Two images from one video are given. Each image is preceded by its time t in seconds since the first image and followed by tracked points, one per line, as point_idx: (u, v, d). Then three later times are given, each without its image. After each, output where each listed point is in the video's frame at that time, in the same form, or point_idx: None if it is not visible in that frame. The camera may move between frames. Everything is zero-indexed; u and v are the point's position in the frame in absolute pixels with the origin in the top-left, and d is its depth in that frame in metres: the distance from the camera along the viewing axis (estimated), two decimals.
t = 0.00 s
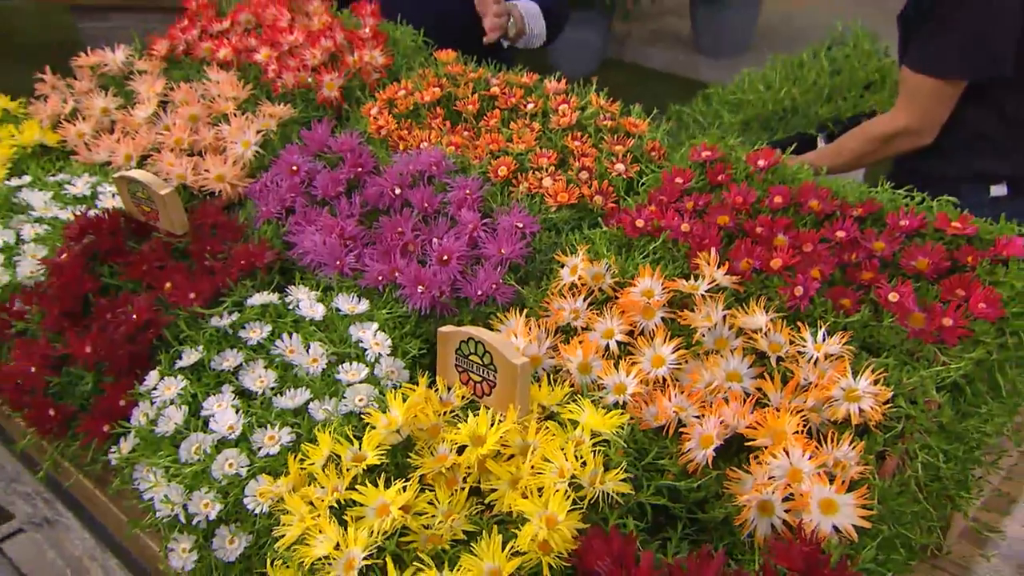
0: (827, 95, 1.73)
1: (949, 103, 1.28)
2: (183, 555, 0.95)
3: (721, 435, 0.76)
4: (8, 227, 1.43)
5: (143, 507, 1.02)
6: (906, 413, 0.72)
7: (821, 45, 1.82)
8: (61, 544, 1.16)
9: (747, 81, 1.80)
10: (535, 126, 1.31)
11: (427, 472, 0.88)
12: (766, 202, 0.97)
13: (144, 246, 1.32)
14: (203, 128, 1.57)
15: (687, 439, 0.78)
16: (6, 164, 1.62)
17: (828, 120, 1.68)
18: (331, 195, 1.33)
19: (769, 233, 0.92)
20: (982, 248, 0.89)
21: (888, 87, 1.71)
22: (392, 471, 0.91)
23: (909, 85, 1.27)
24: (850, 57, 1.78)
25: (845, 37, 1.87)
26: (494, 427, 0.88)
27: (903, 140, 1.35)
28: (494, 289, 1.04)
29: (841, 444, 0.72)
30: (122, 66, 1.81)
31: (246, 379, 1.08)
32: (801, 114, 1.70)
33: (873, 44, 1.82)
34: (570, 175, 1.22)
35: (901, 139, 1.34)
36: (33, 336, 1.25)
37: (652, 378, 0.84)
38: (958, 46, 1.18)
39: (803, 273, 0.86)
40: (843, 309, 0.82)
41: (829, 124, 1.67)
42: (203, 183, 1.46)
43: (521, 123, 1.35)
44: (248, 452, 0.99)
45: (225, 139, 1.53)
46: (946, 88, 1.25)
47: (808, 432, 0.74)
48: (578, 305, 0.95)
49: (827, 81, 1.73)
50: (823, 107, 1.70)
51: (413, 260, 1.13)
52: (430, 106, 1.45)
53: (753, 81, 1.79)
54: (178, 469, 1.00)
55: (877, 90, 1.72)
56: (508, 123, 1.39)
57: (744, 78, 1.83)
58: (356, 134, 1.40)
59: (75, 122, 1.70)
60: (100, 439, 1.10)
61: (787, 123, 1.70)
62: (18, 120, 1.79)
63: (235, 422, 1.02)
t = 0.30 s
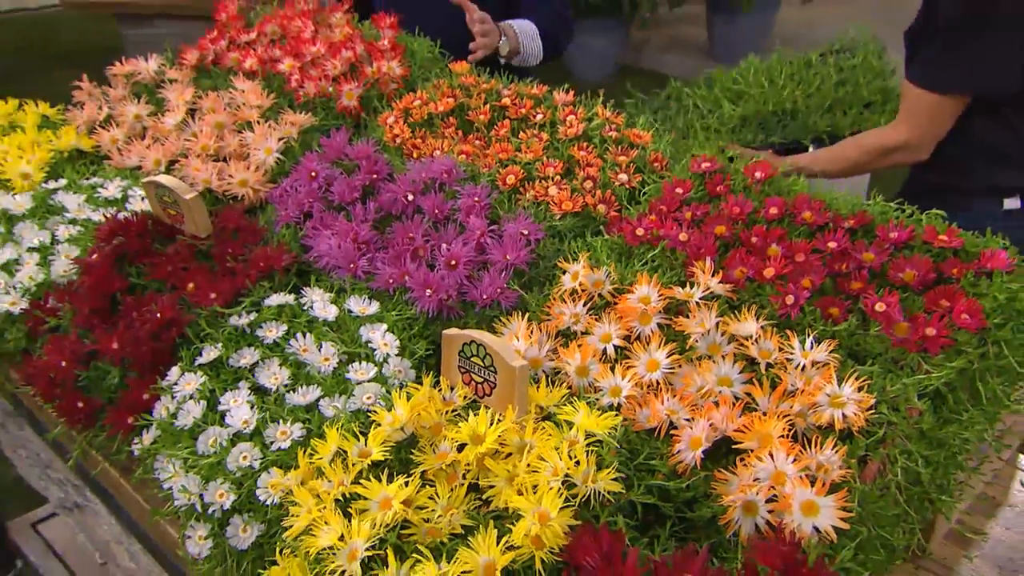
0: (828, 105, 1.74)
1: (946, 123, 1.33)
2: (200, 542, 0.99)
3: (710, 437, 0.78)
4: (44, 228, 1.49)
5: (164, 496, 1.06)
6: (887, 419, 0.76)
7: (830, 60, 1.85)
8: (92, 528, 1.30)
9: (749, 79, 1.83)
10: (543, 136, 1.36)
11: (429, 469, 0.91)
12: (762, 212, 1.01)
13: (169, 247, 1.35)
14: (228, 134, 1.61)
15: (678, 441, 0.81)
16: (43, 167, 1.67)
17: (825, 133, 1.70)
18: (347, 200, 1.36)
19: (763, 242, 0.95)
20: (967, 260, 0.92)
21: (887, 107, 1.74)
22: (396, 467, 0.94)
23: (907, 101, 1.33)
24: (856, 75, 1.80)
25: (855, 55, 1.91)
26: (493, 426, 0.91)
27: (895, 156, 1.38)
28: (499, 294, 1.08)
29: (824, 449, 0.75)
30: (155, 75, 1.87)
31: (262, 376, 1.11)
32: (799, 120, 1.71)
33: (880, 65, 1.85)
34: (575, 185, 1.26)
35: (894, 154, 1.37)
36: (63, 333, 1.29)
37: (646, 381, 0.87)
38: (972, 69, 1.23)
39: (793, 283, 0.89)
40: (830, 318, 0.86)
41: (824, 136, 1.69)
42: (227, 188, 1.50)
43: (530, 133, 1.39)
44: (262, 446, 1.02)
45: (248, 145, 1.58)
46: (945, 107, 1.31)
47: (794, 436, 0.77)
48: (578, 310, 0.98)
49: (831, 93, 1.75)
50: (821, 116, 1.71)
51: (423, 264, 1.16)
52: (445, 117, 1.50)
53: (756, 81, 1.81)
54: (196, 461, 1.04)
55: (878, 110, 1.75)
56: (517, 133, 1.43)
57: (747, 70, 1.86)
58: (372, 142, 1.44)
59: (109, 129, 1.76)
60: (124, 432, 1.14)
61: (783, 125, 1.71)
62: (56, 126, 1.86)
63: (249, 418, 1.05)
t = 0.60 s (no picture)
0: (810, 95, 1.78)
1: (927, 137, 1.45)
2: (215, 528, 1.03)
3: (698, 437, 0.80)
4: (78, 228, 1.55)
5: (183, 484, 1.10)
6: (871, 423, 0.78)
7: (822, 46, 1.86)
8: (118, 513, 1.32)
9: (738, 58, 1.85)
10: (551, 145, 1.40)
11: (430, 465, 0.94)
12: (759, 222, 1.03)
13: (193, 247, 1.40)
14: (252, 140, 1.66)
15: (668, 441, 0.83)
16: (78, 170, 1.74)
17: (798, 126, 1.75)
18: (362, 203, 1.40)
19: (757, 251, 0.98)
20: (954, 272, 0.95)
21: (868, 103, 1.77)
22: (399, 461, 0.98)
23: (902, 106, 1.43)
24: (844, 67, 1.82)
25: (848, 41, 1.92)
26: (492, 423, 0.93)
27: (873, 161, 1.48)
28: (504, 297, 1.11)
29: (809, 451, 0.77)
30: (187, 82, 1.92)
31: (276, 371, 1.14)
32: (776, 108, 1.75)
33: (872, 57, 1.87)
34: (581, 193, 1.30)
35: (875, 159, 1.48)
36: (94, 327, 1.34)
37: (641, 382, 0.90)
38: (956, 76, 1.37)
39: (786, 290, 0.92)
40: (820, 325, 0.88)
41: (798, 127, 1.75)
42: (249, 192, 1.55)
43: (540, 142, 1.43)
44: (274, 439, 1.05)
45: (270, 151, 1.62)
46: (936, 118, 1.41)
47: (779, 439, 0.79)
48: (578, 314, 1.01)
49: (816, 84, 1.77)
50: (798, 106, 1.76)
51: (431, 267, 1.20)
52: (459, 123, 1.53)
53: (743, 60, 1.84)
54: (213, 451, 1.07)
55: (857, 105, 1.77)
56: (527, 141, 1.47)
57: (736, 49, 1.89)
58: (387, 149, 1.48)
59: (141, 133, 1.81)
60: (148, 423, 1.19)
61: (760, 111, 1.75)
62: (92, 130, 1.93)
63: (264, 411, 1.09)
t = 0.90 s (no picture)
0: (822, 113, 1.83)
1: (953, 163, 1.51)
2: (228, 514, 1.06)
3: (687, 435, 0.83)
4: (107, 226, 1.59)
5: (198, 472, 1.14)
6: (853, 424, 0.81)
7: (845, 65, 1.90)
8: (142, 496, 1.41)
9: (760, 68, 1.91)
10: (556, 152, 1.44)
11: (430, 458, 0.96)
12: (753, 229, 1.07)
13: (213, 246, 1.44)
14: (272, 143, 1.70)
15: (658, 438, 0.86)
16: (109, 171, 1.78)
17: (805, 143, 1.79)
18: (375, 205, 1.43)
19: (751, 255, 1.02)
20: (940, 279, 0.99)
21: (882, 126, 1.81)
22: (401, 453, 1.00)
23: (934, 128, 1.48)
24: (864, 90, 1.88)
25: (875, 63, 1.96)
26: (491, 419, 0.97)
27: (897, 184, 1.54)
28: (507, 298, 1.15)
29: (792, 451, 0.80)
30: (211, 88, 1.96)
31: (288, 366, 1.17)
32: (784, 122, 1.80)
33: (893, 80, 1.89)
34: (583, 199, 1.34)
35: (897, 182, 1.54)
36: (118, 321, 1.39)
37: (634, 381, 0.92)
38: (980, 85, 1.42)
39: (775, 294, 0.96)
40: (808, 329, 0.92)
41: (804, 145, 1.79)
42: (268, 193, 1.59)
43: (545, 148, 1.47)
44: (284, 430, 1.09)
45: (289, 154, 1.66)
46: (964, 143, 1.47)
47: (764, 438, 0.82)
48: (576, 315, 1.04)
49: (831, 98, 1.83)
50: (808, 123, 1.80)
51: (438, 268, 1.23)
52: (468, 129, 1.57)
53: (764, 70, 1.91)
54: (225, 440, 1.11)
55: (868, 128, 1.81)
56: (533, 148, 1.51)
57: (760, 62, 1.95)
58: (400, 153, 1.52)
59: (168, 136, 1.86)
60: (166, 414, 1.23)
61: (770, 124, 1.80)
62: (123, 133, 1.98)
63: (275, 404, 1.12)
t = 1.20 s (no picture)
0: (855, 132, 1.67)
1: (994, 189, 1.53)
2: (241, 500, 1.09)
3: (678, 431, 0.86)
4: (135, 224, 1.64)
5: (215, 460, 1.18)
6: (839, 425, 0.83)
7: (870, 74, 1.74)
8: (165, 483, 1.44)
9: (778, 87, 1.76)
10: (563, 157, 1.47)
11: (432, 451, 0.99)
12: (751, 234, 1.10)
13: (234, 244, 1.48)
14: (292, 146, 1.74)
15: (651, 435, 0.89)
16: (138, 171, 1.83)
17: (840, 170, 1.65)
18: (388, 207, 1.47)
19: (747, 260, 1.05)
20: (928, 285, 1.02)
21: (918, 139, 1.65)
22: (406, 446, 1.03)
23: (976, 158, 1.50)
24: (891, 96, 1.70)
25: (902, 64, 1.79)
26: (491, 413, 0.99)
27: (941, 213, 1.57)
28: (511, 297, 1.19)
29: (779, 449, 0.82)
30: (237, 93, 2.01)
31: (301, 360, 1.21)
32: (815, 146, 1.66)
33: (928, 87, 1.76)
34: (587, 203, 1.37)
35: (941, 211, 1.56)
36: (142, 314, 1.43)
37: (631, 379, 0.95)
38: (1016, 116, 1.44)
39: (769, 297, 0.99)
40: (800, 332, 0.94)
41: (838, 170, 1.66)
42: (287, 194, 1.63)
43: (553, 154, 1.50)
44: (295, 421, 1.12)
45: (308, 156, 1.71)
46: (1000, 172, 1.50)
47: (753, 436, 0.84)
48: (576, 315, 1.07)
49: (860, 118, 1.66)
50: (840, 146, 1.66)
51: (446, 268, 1.26)
52: (479, 134, 1.61)
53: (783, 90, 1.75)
54: (240, 429, 1.15)
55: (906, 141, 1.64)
56: (541, 153, 1.55)
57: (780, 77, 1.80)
58: (414, 157, 1.55)
59: (194, 138, 1.90)
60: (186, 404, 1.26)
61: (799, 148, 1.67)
62: (152, 135, 2.03)
63: (287, 395, 1.15)
